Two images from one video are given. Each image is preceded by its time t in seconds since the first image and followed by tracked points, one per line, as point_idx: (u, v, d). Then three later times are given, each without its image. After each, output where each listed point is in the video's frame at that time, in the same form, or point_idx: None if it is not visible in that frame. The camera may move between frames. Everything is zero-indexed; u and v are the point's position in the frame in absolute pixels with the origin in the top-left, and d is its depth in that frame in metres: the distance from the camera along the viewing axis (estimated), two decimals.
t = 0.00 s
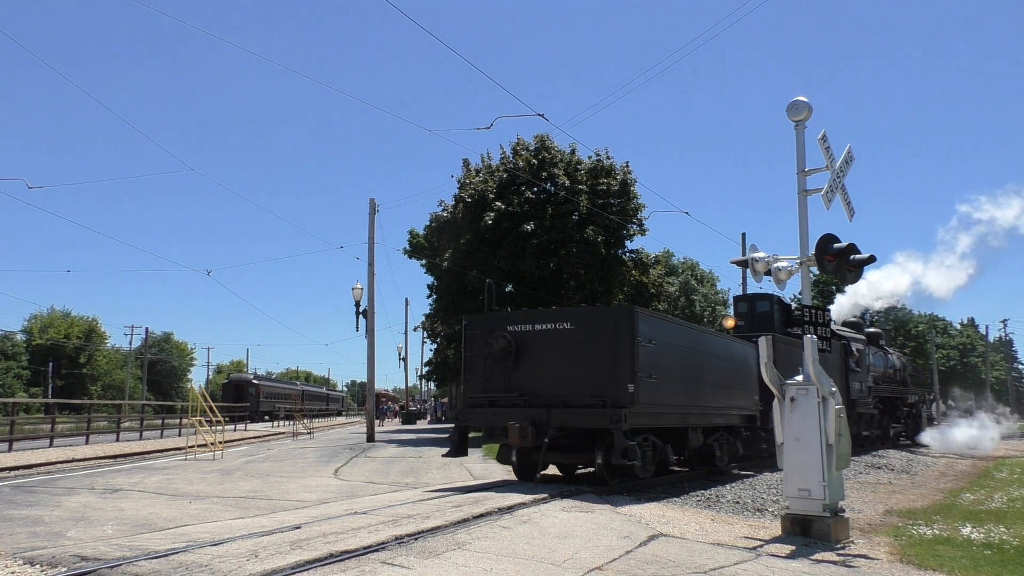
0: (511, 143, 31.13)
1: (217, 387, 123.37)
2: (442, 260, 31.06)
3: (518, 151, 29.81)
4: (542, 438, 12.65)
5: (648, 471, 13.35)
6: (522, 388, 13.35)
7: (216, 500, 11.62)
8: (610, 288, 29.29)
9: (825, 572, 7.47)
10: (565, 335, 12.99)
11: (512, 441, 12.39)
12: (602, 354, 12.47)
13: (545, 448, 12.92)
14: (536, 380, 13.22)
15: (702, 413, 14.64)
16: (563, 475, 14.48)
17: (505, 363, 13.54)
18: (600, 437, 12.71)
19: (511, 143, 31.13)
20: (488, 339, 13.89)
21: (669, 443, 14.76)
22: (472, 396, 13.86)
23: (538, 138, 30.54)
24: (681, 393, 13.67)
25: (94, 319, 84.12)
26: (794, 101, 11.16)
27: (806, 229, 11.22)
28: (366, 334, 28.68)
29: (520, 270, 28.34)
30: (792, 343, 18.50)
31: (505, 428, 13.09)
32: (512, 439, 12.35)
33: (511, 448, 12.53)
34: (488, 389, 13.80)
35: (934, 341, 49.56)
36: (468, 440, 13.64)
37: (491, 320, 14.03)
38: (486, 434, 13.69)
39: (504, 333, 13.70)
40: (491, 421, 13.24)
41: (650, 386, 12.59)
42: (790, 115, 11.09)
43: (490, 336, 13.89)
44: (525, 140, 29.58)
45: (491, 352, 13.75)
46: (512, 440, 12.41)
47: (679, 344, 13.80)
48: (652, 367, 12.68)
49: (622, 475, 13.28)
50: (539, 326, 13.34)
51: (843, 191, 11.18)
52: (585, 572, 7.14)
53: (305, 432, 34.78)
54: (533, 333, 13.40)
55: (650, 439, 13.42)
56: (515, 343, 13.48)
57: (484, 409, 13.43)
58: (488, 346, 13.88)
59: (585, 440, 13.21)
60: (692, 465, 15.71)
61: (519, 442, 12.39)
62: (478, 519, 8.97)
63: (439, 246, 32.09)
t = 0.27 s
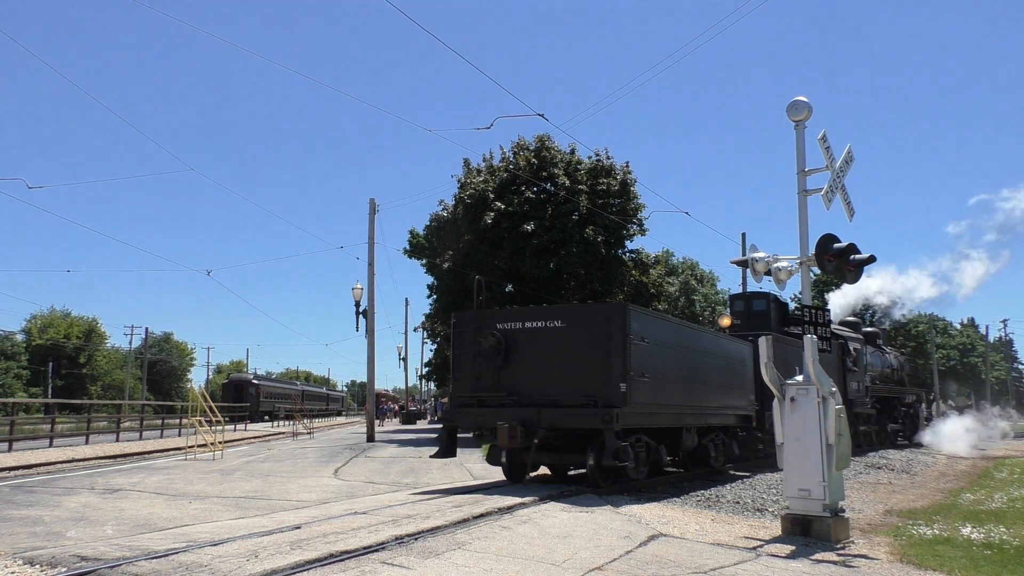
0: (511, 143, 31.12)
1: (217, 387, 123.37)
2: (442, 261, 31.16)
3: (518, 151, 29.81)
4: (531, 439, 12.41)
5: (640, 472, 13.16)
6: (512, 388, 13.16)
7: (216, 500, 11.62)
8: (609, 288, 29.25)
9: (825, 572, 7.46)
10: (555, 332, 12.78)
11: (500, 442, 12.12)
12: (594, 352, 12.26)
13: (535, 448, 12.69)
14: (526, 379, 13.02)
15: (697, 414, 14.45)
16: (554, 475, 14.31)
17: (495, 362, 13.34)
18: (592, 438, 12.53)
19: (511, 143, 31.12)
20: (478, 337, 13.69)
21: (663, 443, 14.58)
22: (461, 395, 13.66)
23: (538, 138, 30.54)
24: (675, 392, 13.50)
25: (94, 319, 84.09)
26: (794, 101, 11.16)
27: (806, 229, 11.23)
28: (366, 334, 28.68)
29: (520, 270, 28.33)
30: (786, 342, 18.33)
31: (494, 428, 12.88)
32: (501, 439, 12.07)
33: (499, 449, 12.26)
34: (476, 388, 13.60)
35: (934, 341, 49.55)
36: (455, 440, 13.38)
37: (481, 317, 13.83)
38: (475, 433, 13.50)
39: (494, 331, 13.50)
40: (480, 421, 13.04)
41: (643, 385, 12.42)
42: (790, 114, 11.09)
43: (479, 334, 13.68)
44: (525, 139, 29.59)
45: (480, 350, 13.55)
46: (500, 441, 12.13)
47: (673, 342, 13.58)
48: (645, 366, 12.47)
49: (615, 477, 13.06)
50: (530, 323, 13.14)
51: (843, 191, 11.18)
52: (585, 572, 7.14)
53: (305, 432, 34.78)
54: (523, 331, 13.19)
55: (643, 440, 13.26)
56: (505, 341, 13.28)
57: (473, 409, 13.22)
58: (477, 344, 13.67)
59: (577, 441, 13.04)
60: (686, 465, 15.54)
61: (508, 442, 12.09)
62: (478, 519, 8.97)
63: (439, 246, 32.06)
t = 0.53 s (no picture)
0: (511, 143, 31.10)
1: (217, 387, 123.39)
2: (442, 261, 31.16)
3: (519, 151, 29.80)
4: (521, 440, 12.07)
5: (634, 474, 12.62)
6: (501, 387, 12.77)
7: (215, 500, 11.62)
8: (610, 288, 29.22)
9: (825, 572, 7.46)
10: (546, 330, 12.40)
11: (490, 442, 11.77)
12: (585, 351, 11.92)
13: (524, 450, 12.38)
14: (516, 378, 12.64)
15: (690, 414, 14.20)
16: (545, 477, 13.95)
17: (484, 361, 12.94)
18: (583, 439, 12.18)
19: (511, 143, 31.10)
20: (466, 334, 13.29)
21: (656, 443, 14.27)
22: (449, 394, 13.27)
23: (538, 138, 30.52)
24: (668, 391, 13.23)
25: (94, 319, 84.10)
26: (794, 101, 11.17)
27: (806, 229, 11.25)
28: (366, 334, 28.67)
29: (520, 270, 28.30)
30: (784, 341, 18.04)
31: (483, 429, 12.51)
32: (490, 440, 11.73)
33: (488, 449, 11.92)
34: (465, 388, 13.20)
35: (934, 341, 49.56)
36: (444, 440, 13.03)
37: (469, 314, 13.41)
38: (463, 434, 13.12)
39: (482, 328, 13.09)
40: (468, 421, 12.67)
41: (635, 384, 12.10)
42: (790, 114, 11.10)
43: (468, 331, 13.28)
44: (525, 140, 29.57)
45: (469, 349, 13.14)
46: (489, 442, 11.78)
47: (665, 341, 13.27)
48: (637, 365, 12.15)
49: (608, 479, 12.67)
50: (519, 321, 12.75)
51: (843, 191, 11.18)
52: (585, 572, 7.13)
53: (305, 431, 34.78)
54: (512, 329, 12.81)
55: (636, 441, 12.87)
56: (493, 339, 12.88)
57: (461, 409, 12.84)
58: (466, 342, 13.27)
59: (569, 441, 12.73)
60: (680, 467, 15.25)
61: (497, 443, 11.75)
62: (477, 519, 8.97)
63: (439, 246, 32.02)
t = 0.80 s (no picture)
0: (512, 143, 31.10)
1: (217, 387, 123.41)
2: (442, 261, 31.17)
3: (519, 151, 29.82)
4: (510, 441, 11.81)
5: (626, 475, 12.51)
6: (490, 387, 12.59)
7: (215, 500, 11.62)
8: (609, 288, 29.22)
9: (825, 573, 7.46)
10: (536, 328, 12.18)
11: (477, 443, 11.47)
12: (575, 349, 11.67)
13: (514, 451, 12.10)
14: (505, 377, 12.44)
15: (685, 415, 13.99)
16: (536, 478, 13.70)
17: (473, 359, 12.76)
18: (574, 440, 11.89)
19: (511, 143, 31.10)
20: (455, 333, 13.09)
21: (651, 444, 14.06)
22: (438, 394, 13.07)
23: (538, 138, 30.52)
24: (661, 391, 13.00)
25: (94, 319, 84.08)
26: (794, 101, 11.17)
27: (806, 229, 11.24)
28: (366, 334, 28.67)
29: (520, 270, 28.31)
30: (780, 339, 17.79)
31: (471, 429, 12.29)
32: (478, 441, 11.45)
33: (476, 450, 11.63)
34: (453, 387, 13.03)
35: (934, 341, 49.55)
36: (431, 441, 12.76)
37: (458, 312, 13.22)
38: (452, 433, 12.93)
39: (472, 327, 12.90)
40: (457, 422, 12.46)
41: (628, 383, 11.83)
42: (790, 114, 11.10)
43: (457, 329, 13.11)
44: (525, 140, 29.57)
45: (458, 347, 12.97)
46: (477, 442, 11.49)
47: (659, 339, 13.03)
48: (629, 364, 11.91)
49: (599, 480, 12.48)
50: (509, 319, 12.53)
51: (843, 191, 11.18)
52: (585, 572, 7.13)
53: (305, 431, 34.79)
54: (502, 327, 12.61)
55: (628, 441, 12.64)
56: (483, 337, 12.68)
57: (450, 409, 12.64)
58: (455, 340, 13.09)
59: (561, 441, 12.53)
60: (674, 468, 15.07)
61: (485, 443, 11.46)
62: (477, 519, 8.97)
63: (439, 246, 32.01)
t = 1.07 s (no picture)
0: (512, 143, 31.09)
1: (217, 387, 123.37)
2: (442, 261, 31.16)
3: (519, 151, 29.82)
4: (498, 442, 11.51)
5: (618, 476, 12.31)
6: (479, 386, 12.25)
7: (215, 500, 11.62)
8: (609, 289, 29.24)
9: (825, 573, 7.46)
10: (526, 326, 11.88)
11: (463, 445, 11.22)
12: (566, 348, 11.39)
13: (503, 452, 11.84)
14: (494, 377, 12.11)
15: (677, 414, 13.79)
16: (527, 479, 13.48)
17: (461, 358, 12.42)
18: (564, 440, 11.62)
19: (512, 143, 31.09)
20: (442, 331, 12.76)
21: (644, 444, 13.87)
22: (424, 394, 12.74)
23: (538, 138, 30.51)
24: (654, 391, 12.75)
25: (94, 319, 84.06)
26: (795, 100, 11.16)
27: (806, 229, 11.25)
28: (366, 334, 28.67)
29: (520, 271, 28.31)
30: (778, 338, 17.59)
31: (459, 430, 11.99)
32: (465, 442, 11.19)
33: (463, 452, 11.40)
34: (440, 387, 12.67)
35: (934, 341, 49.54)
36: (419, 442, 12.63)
37: (445, 310, 12.88)
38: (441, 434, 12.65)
39: (459, 325, 12.57)
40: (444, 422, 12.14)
41: (619, 382, 11.60)
42: (790, 114, 11.10)
43: (444, 328, 12.76)
44: (525, 140, 29.56)
45: (445, 345, 12.62)
46: (463, 444, 11.23)
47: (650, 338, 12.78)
48: (621, 363, 11.66)
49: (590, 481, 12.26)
50: (497, 316, 12.23)
51: (843, 191, 11.18)
52: (585, 573, 7.13)
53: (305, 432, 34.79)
54: (491, 325, 12.29)
55: (621, 441, 12.42)
56: (470, 335, 12.37)
57: (437, 409, 12.31)
58: (442, 338, 12.75)
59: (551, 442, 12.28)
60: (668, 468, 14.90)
61: (472, 445, 11.20)
62: (477, 519, 8.97)
63: (439, 246, 31.97)
